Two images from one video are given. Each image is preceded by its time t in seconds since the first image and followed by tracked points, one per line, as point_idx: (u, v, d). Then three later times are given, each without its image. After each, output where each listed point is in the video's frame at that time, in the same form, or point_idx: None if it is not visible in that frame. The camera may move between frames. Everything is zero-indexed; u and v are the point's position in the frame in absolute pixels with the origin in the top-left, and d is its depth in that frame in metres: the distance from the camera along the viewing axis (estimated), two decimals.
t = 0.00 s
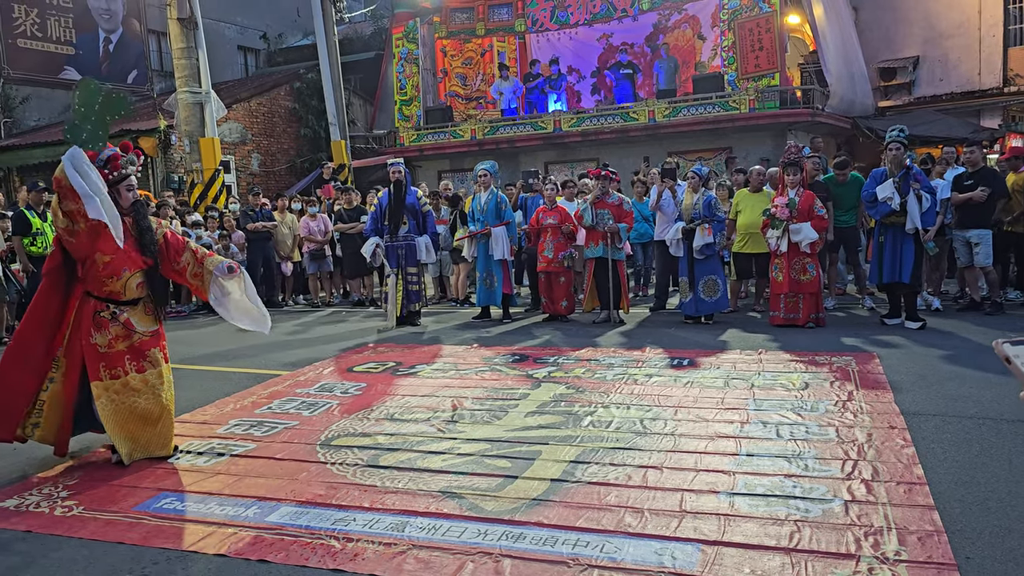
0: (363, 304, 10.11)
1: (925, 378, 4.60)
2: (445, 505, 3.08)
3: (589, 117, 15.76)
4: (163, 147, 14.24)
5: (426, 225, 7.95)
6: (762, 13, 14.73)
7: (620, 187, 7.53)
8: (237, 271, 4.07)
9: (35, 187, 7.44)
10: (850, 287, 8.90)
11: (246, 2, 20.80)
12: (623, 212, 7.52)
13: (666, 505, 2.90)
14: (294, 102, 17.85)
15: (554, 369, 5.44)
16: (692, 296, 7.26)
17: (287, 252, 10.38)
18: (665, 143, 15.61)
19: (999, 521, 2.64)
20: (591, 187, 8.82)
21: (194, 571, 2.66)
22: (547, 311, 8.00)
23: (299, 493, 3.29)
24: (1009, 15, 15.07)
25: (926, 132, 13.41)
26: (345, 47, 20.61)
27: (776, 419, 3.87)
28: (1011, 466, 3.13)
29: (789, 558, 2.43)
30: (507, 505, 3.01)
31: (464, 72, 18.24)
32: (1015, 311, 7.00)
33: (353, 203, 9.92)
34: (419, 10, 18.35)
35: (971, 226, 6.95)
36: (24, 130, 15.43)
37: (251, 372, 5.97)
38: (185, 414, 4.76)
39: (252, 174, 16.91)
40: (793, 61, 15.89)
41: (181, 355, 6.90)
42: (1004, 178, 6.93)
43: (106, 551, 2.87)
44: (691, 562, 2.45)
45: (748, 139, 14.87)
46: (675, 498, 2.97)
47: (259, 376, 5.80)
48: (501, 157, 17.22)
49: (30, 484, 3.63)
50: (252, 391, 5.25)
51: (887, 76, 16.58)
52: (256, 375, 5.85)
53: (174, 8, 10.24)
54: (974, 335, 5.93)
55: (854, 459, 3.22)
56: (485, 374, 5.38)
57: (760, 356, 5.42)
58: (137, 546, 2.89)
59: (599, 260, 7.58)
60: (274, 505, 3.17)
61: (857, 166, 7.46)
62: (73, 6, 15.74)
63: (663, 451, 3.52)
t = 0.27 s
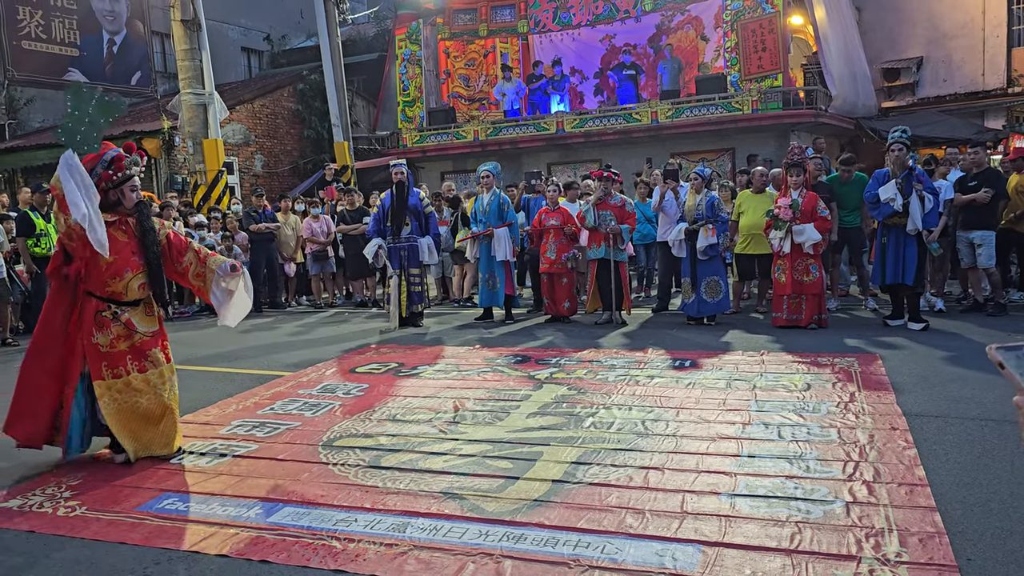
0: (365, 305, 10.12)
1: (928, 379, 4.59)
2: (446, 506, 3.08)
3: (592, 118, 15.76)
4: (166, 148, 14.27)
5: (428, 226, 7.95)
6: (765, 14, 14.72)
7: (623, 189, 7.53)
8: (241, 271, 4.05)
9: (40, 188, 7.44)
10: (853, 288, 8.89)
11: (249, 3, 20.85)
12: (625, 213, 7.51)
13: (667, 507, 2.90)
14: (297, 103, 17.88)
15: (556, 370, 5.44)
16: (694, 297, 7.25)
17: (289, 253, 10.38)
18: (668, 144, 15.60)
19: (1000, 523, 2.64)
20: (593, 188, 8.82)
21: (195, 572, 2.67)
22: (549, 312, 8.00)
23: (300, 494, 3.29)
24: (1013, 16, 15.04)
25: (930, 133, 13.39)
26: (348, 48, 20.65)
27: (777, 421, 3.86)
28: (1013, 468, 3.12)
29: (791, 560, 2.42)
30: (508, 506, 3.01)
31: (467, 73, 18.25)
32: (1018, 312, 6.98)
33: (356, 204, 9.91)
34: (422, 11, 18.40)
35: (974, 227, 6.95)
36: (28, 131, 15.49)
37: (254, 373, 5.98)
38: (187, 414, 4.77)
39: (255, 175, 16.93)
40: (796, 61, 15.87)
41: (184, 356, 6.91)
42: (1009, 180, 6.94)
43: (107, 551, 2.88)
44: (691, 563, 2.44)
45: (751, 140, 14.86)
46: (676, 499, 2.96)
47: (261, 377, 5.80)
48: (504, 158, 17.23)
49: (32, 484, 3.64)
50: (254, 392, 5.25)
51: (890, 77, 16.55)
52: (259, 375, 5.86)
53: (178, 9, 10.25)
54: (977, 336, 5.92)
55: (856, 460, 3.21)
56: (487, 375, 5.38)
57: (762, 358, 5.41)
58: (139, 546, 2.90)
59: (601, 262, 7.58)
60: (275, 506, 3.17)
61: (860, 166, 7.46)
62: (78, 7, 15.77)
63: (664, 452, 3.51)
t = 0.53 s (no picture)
0: (367, 307, 10.12)
1: (930, 381, 4.58)
2: (447, 507, 3.07)
3: (594, 120, 15.77)
4: (169, 150, 14.29)
5: (429, 228, 7.96)
6: (767, 15, 14.72)
7: (625, 190, 7.53)
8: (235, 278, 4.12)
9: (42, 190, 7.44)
10: (855, 290, 8.88)
11: (251, 5, 20.87)
12: (627, 215, 7.51)
13: (668, 508, 2.89)
14: (299, 105, 17.91)
15: (557, 371, 5.43)
16: (696, 298, 7.25)
17: (291, 255, 10.37)
18: (670, 146, 15.59)
19: (1001, 525, 2.63)
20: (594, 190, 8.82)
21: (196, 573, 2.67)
22: (551, 314, 8.00)
23: (301, 495, 3.29)
24: (1015, 17, 15.02)
25: (932, 134, 13.36)
26: (350, 50, 20.69)
27: (779, 422, 3.85)
28: (1014, 470, 3.11)
29: (791, 562, 2.42)
30: (508, 508, 3.01)
31: (469, 75, 18.25)
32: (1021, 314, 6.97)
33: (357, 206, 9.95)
34: (424, 13, 18.44)
35: (977, 229, 6.93)
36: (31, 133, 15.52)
37: (255, 375, 5.98)
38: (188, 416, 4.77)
39: (257, 177, 16.95)
40: (798, 63, 15.86)
41: (186, 357, 6.92)
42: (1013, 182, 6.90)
43: (108, 553, 2.88)
44: (691, 564, 2.44)
45: (753, 142, 14.85)
46: (676, 501, 2.96)
47: (262, 378, 5.81)
48: (505, 159, 17.25)
49: (34, 485, 3.64)
50: (255, 394, 5.26)
51: (892, 79, 16.54)
52: (260, 377, 5.86)
53: (180, 12, 10.28)
54: (980, 337, 5.91)
55: (856, 462, 3.21)
56: (488, 377, 5.38)
57: (764, 359, 5.41)
58: (140, 547, 2.90)
59: (602, 263, 7.58)
60: (276, 507, 3.17)
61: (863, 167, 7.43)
62: (81, 9, 15.77)
63: (665, 454, 3.51)
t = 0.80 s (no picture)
0: (368, 308, 10.13)
1: (930, 382, 4.58)
2: (447, 508, 3.07)
3: (595, 121, 15.78)
4: (170, 151, 14.30)
5: (430, 228, 7.97)
6: (767, 16, 14.74)
7: (625, 191, 7.54)
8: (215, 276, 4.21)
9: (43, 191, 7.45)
10: (856, 291, 8.88)
11: (252, 6, 20.90)
12: (627, 216, 7.54)
13: (668, 509, 2.89)
14: (300, 106, 17.93)
15: (557, 372, 5.44)
16: (696, 299, 7.25)
17: (291, 255, 10.34)
18: (671, 147, 15.60)
19: (1001, 526, 2.63)
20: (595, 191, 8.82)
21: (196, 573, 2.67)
22: (551, 315, 8.00)
23: (301, 496, 3.29)
24: (1016, 18, 15.01)
25: (933, 135, 13.36)
26: (351, 51, 20.73)
27: (779, 423, 3.85)
28: (1014, 470, 3.11)
29: (791, 562, 2.42)
30: (508, 509, 3.01)
31: (469, 76, 18.27)
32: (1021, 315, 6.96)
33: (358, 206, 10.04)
34: (424, 14, 18.48)
35: (980, 229, 6.91)
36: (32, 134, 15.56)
37: (256, 375, 5.99)
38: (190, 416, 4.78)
39: (258, 178, 16.97)
40: (799, 64, 15.86)
41: (187, 358, 6.93)
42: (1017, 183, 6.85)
43: (109, 553, 2.88)
44: (691, 565, 2.44)
45: (754, 143, 14.86)
46: (676, 501, 2.96)
47: (263, 379, 5.81)
48: (506, 161, 17.27)
49: (36, 486, 3.64)
50: (256, 394, 5.26)
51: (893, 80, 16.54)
52: (261, 378, 5.87)
53: (181, 13, 10.29)
54: (981, 338, 5.91)
55: (857, 463, 3.21)
56: (488, 378, 5.38)
57: (764, 360, 5.40)
58: (140, 547, 2.90)
59: (603, 264, 7.58)
60: (276, 508, 3.17)
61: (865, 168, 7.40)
62: (82, 11, 15.82)
63: (665, 455, 3.51)
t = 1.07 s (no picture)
0: (365, 310, 10.11)
1: (927, 383, 4.59)
2: (446, 509, 3.07)
3: (592, 123, 15.81)
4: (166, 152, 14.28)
5: (427, 230, 7.97)
6: (764, 19, 14.77)
7: (623, 192, 7.52)
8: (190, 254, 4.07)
9: (40, 193, 7.44)
10: (853, 292, 8.91)
11: (249, 8, 20.87)
12: (625, 218, 7.52)
13: (667, 510, 2.90)
14: (297, 108, 17.92)
15: (556, 374, 5.44)
16: (694, 301, 7.26)
17: (289, 257, 10.35)
18: (668, 149, 15.64)
19: (999, 526, 2.64)
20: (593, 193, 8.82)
21: None
22: (549, 316, 8.00)
23: (300, 498, 3.29)
24: (1011, 20, 15.06)
25: (929, 137, 13.40)
26: (348, 53, 20.73)
27: (777, 424, 3.86)
28: (1012, 471, 3.12)
29: (790, 564, 2.42)
30: (508, 510, 3.01)
31: (466, 78, 18.28)
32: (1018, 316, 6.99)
33: (355, 208, 9.96)
34: (421, 16, 18.51)
35: (981, 230, 6.93)
36: (29, 136, 15.55)
37: (254, 377, 5.98)
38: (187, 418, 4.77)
39: (255, 180, 16.96)
40: (795, 66, 15.89)
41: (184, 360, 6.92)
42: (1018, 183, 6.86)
43: (107, 556, 2.87)
44: (691, 566, 2.44)
45: (751, 145, 14.89)
46: (675, 503, 2.96)
47: (260, 381, 5.80)
48: (503, 162, 17.29)
49: (34, 488, 3.64)
50: (254, 396, 5.25)
51: (889, 82, 16.59)
52: (258, 379, 5.86)
53: (178, 14, 10.28)
54: (977, 340, 5.93)
55: (855, 464, 3.21)
56: (486, 379, 5.38)
57: (762, 362, 5.41)
58: (139, 550, 2.89)
59: (601, 266, 7.59)
60: (275, 510, 3.17)
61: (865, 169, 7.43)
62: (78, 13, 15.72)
63: (664, 456, 3.51)
